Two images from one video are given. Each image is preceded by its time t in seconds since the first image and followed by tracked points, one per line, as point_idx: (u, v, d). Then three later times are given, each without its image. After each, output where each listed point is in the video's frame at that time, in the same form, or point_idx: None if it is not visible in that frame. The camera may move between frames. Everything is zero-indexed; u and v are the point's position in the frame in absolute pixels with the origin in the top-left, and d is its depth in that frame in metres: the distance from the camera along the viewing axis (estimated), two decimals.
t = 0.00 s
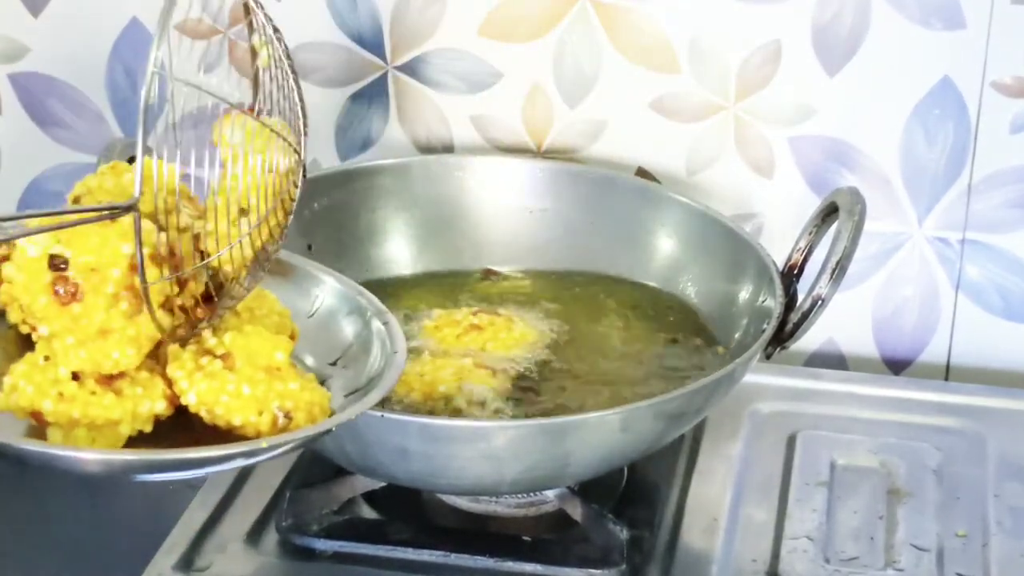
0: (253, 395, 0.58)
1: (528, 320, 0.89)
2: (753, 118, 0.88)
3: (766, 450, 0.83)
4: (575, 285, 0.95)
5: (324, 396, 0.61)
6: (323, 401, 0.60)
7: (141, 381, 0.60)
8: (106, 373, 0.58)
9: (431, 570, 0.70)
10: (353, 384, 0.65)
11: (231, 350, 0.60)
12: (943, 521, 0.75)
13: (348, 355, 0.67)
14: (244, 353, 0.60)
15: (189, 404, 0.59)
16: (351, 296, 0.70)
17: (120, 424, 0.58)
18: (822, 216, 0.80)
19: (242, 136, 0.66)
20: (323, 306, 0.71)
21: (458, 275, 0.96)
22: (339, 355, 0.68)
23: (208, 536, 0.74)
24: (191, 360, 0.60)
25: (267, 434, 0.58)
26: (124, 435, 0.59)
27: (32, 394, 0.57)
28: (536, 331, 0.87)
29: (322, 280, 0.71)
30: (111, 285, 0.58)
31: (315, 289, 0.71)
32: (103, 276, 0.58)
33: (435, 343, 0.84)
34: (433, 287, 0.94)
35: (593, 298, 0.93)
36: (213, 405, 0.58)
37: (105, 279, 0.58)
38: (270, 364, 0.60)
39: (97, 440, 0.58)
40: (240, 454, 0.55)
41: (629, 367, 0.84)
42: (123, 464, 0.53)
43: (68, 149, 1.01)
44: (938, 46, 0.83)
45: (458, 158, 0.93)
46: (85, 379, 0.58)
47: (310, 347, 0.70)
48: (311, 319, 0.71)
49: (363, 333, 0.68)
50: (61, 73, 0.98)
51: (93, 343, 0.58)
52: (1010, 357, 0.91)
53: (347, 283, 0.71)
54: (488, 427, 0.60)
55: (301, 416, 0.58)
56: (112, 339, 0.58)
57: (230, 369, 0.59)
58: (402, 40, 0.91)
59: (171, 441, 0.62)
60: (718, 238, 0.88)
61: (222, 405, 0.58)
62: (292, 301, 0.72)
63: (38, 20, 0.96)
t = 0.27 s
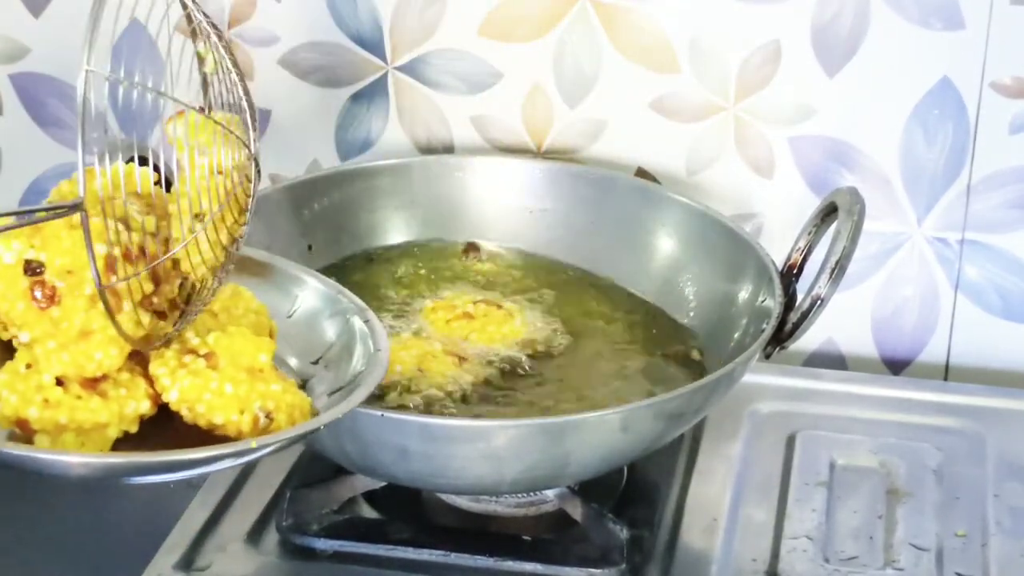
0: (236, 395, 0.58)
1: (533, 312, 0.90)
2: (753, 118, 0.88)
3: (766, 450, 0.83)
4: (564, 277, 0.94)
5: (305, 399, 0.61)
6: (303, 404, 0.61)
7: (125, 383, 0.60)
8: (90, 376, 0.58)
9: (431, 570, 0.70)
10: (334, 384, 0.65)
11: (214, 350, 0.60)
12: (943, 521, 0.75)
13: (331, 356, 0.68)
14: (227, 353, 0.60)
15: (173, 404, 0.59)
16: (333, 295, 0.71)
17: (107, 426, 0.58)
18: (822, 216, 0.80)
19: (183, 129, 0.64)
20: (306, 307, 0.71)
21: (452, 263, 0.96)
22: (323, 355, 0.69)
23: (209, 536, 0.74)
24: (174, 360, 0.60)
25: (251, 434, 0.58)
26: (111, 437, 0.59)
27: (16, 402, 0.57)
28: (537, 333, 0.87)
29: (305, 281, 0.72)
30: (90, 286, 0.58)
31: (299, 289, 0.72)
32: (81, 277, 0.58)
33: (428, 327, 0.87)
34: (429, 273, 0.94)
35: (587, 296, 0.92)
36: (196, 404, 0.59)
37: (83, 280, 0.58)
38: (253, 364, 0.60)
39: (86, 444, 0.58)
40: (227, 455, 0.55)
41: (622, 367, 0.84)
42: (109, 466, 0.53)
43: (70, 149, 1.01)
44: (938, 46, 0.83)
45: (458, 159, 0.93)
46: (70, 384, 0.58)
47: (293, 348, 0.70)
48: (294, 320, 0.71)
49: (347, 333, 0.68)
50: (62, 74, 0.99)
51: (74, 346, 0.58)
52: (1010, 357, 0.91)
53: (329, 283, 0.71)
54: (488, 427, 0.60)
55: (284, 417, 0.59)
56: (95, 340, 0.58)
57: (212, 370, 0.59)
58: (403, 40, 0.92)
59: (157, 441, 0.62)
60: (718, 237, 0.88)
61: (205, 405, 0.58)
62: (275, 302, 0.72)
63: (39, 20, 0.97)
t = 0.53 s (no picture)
0: (217, 362, 0.64)
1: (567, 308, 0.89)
2: (753, 118, 0.88)
3: (766, 450, 0.83)
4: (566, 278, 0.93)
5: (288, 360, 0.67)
6: (288, 365, 0.66)
7: (107, 362, 0.65)
8: (71, 356, 0.63)
9: (431, 570, 0.70)
10: (321, 347, 0.71)
11: (192, 324, 0.66)
12: (943, 521, 0.75)
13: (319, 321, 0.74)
14: (206, 324, 0.66)
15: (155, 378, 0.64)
16: (320, 263, 0.77)
17: (91, 405, 0.63)
18: (822, 216, 0.80)
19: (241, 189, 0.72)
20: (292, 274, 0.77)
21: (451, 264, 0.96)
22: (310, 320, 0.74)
23: (209, 536, 0.74)
24: (153, 336, 0.65)
25: (234, 400, 0.64)
26: (95, 415, 0.63)
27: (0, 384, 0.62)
28: (569, 330, 0.86)
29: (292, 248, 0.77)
30: (65, 265, 0.63)
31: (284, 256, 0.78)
32: (56, 257, 0.63)
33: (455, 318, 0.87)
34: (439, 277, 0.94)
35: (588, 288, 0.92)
36: (178, 376, 0.64)
37: (58, 259, 0.63)
38: (231, 332, 0.67)
39: (70, 423, 0.63)
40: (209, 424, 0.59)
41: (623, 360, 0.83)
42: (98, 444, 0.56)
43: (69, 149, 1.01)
44: (938, 46, 0.83)
45: (459, 159, 0.93)
46: (52, 364, 0.63)
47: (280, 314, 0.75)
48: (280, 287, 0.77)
49: (333, 299, 0.75)
50: (62, 74, 0.98)
51: (53, 325, 0.63)
52: (1010, 357, 0.91)
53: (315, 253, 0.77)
54: (488, 427, 0.60)
55: (267, 381, 0.65)
56: (74, 319, 0.63)
57: (191, 342, 0.65)
58: (402, 40, 0.92)
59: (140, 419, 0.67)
60: (718, 237, 0.88)
61: (186, 376, 0.64)
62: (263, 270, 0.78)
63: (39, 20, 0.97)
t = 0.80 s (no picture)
0: (204, 371, 0.64)
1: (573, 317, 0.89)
2: (753, 118, 0.88)
3: (766, 450, 0.83)
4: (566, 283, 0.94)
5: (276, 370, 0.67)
6: (274, 376, 0.66)
7: (94, 369, 0.65)
8: (58, 363, 0.64)
9: (431, 570, 0.70)
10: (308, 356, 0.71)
11: (180, 331, 0.65)
12: (943, 521, 0.75)
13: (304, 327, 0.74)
14: (192, 331, 0.65)
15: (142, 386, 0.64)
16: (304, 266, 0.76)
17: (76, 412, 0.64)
18: (822, 216, 0.80)
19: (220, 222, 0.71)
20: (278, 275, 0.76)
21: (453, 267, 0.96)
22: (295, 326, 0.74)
23: (209, 536, 0.74)
24: (140, 342, 0.65)
25: (219, 408, 0.64)
26: (80, 423, 0.64)
27: None
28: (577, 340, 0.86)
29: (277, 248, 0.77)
30: (50, 272, 0.63)
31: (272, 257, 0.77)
32: (41, 263, 0.62)
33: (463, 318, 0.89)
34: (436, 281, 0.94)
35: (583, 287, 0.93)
36: (164, 384, 0.64)
37: (44, 266, 0.62)
38: (219, 340, 0.66)
39: (56, 431, 0.64)
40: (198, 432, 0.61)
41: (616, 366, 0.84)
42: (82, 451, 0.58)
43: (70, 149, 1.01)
44: (938, 46, 0.83)
45: (459, 159, 0.93)
46: (38, 372, 0.63)
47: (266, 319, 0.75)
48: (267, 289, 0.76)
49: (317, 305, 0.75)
50: (62, 74, 0.99)
51: (39, 332, 0.62)
52: (1010, 357, 0.91)
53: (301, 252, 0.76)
54: (488, 427, 0.60)
55: (253, 390, 0.65)
56: (59, 327, 0.63)
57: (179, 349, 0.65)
58: (403, 40, 0.92)
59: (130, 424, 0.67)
60: (719, 238, 0.88)
61: (173, 384, 0.63)
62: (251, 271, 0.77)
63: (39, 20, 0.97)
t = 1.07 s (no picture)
0: (223, 395, 0.58)
1: (575, 314, 0.89)
2: (752, 119, 0.88)
3: (766, 450, 0.83)
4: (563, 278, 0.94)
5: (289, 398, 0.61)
6: (289, 404, 0.60)
7: (114, 392, 0.59)
8: (79, 386, 0.57)
9: (431, 570, 0.70)
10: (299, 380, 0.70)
11: (199, 354, 0.59)
12: (943, 521, 0.75)
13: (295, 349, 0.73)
14: (212, 355, 0.59)
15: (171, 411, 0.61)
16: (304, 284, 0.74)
17: (98, 436, 0.58)
18: (822, 216, 0.80)
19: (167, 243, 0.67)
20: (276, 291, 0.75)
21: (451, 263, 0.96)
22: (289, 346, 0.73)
23: (209, 536, 0.74)
24: (159, 363, 0.59)
25: (236, 435, 0.58)
26: (102, 446, 0.58)
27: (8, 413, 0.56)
28: (571, 340, 0.86)
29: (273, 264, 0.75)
30: (77, 294, 0.57)
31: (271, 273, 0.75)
32: (67, 285, 0.57)
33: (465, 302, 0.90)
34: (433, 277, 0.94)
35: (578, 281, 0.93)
36: (182, 406, 0.58)
37: (71, 289, 0.57)
38: (237, 366, 0.60)
39: (77, 453, 0.57)
40: (217, 457, 0.55)
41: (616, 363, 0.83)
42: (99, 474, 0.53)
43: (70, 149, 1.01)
44: (938, 46, 0.83)
45: (459, 159, 0.93)
46: (60, 395, 0.57)
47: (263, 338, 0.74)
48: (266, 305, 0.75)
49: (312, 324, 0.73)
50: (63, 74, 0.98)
51: (63, 355, 0.57)
52: (1010, 357, 0.91)
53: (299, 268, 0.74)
54: (488, 427, 0.60)
55: (268, 417, 0.59)
56: (83, 349, 0.57)
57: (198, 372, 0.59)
58: (403, 40, 0.92)
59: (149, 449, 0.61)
60: (719, 238, 0.88)
61: (191, 406, 0.57)
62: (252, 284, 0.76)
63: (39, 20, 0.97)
